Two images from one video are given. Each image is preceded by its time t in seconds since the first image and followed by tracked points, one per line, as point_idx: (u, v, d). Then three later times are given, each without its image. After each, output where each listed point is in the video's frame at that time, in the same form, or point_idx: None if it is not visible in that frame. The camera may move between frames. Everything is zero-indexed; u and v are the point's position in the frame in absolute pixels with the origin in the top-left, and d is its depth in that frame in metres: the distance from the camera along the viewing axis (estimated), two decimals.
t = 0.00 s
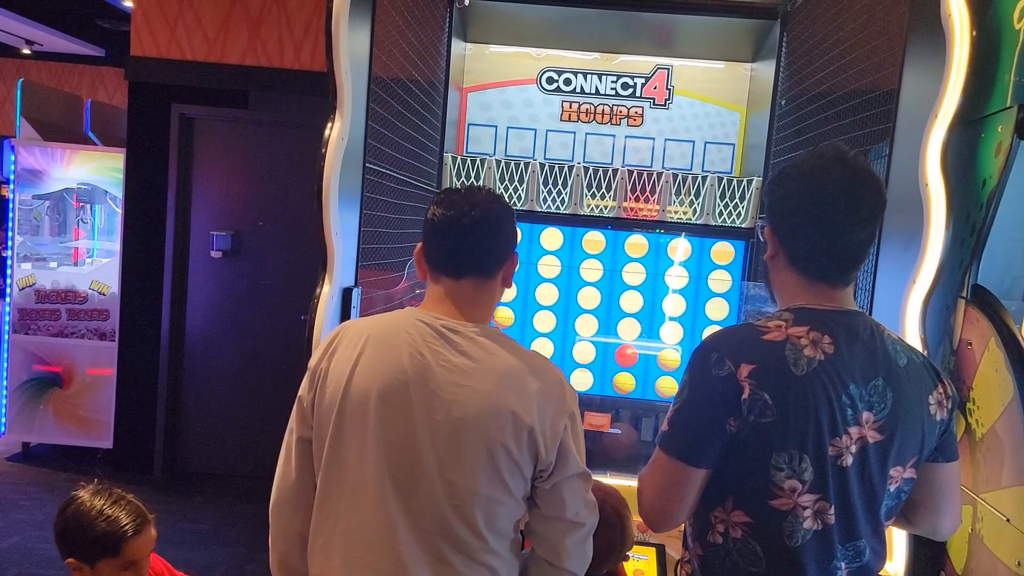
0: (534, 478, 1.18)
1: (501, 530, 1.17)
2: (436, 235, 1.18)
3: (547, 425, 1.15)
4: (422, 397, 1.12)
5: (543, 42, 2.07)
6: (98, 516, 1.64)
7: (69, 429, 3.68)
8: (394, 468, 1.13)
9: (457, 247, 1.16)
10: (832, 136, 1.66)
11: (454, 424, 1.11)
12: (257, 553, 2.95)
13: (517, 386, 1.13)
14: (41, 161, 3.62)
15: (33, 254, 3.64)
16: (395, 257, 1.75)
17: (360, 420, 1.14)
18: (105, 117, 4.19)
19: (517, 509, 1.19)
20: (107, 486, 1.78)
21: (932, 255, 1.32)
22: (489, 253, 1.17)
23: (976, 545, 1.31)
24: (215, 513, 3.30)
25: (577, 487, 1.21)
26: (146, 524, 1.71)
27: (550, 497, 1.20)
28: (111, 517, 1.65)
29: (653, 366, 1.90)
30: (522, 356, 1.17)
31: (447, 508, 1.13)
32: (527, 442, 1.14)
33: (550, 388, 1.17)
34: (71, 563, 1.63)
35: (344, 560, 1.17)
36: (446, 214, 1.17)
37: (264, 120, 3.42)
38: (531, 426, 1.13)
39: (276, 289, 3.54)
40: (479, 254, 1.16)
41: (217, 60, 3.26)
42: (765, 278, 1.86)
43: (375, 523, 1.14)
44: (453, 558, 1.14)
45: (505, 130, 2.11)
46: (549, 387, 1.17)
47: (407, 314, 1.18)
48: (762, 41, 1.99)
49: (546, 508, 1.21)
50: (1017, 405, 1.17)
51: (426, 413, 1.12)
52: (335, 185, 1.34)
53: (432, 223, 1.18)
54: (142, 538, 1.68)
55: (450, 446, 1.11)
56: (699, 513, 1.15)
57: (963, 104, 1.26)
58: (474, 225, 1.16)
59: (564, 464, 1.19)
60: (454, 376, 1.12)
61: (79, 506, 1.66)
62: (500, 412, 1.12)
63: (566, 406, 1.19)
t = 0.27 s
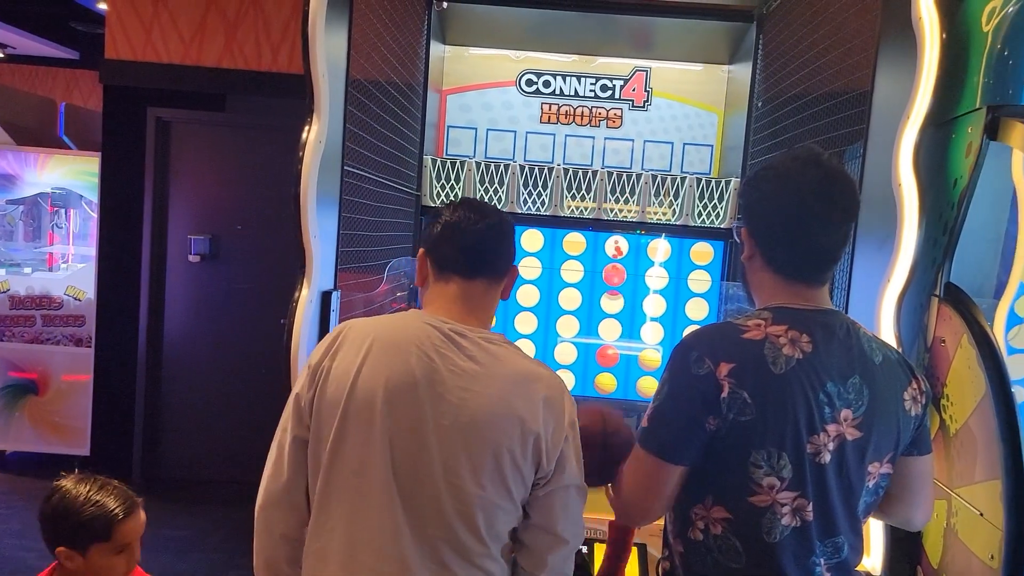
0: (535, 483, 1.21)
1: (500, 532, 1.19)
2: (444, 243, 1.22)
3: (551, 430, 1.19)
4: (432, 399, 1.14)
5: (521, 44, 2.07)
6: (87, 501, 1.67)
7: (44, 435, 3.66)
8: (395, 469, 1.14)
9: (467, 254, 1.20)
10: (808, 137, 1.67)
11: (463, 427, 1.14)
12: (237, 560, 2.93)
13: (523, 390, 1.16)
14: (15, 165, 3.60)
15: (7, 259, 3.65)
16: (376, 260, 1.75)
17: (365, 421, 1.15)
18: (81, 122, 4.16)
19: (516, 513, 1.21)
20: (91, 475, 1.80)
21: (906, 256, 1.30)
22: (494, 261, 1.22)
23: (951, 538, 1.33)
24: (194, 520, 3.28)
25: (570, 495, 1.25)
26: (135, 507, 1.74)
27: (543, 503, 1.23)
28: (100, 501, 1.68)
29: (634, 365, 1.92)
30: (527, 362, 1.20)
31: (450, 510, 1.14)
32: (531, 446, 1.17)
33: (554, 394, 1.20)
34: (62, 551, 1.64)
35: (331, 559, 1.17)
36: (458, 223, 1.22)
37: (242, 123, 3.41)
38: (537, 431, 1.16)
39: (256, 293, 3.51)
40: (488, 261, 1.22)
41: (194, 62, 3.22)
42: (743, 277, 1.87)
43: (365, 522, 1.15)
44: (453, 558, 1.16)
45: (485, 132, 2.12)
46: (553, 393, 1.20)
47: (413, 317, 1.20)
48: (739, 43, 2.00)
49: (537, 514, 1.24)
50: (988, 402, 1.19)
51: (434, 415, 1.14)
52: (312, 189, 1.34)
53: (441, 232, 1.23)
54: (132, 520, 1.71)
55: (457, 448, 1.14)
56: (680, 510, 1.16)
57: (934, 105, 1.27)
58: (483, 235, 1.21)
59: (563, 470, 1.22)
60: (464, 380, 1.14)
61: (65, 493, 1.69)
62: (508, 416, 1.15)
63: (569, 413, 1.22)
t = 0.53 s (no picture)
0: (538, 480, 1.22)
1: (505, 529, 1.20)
2: (441, 248, 1.23)
3: (554, 426, 1.20)
4: (438, 395, 1.14)
5: (516, 45, 2.08)
6: (90, 524, 1.43)
7: (37, 436, 3.65)
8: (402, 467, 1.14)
9: (464, 259, 1.21)
10: (803, 137, 1.68)
11: (469, 422, 1.14)
12: (232, 561, 2.93)
13: (528, 386, 1.18)
14: (7, 166, 3.59)
15: None
16: (371, 260, 1.75)
17: (371, 418, 1.15)
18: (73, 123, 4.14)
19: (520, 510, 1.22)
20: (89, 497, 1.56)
21: (902, 255, 1.32)
22: (491, 266, 1.23)
23: (946, 536, 1.34)
24: (188, 521, 3.27)
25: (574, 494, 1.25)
26: (145, 524, 1.51)
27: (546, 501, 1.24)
28: (105, 522, 1.45)
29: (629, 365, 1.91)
30: (529, 359, 1.21)
31: (456, 507, 1.15)
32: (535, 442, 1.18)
33: (557, 391, 1.22)
34: None
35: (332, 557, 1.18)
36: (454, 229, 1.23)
37: (236, 123, 3.40)
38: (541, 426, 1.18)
39: (251, 294, 3.51)
40: (485, 265, 1.22)
41: (188, 62, 3.21)
42: (738, 277, 1.85)
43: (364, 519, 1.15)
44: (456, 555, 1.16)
45: (479, 133, 2.12)
46: (555, 389, 1.21)
47: (418, 314, 1.20)
48: (732, 43, 2.01)
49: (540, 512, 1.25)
50: (984, 402, 1.20)
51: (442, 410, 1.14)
52: (309, 189, 1.34)
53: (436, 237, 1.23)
54: (143, 539, 1.48)
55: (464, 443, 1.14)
56: (679, 505, 1.17)
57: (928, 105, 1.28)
58: (481, 239, 1.22)
59: (566, 468, 1.24)
60: (472, 375, 1.15)
61: (63, 519, 1.44)
62: (514, 411, 1.16)
63: (571, 409, 1.23)
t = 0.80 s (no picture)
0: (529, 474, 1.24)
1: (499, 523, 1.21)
2: (428, 249, 1.24)
3: (544, 420, 1.22)
4: (433, 390, 1.15)
5: (514, 46, 2.08)
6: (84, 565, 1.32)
7: (35, 437, 3.64)
8: (401, 462, 1.15)
9: (451, 258, 1.23)
10: (801, 137, 1.68)
11: (464, 416, 1.15)
12: (230, 562, 2.92)
13: (518, 380, 1.20)
14: (5, 166, 3.58)
15: None
16: (370, 260, 1.75)
17: (367, 414, 1.15)
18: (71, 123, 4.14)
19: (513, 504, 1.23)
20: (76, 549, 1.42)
21: (902, 256, 1.31)
22: (478, 267, 1.25)
23: (947, 535, 1.34)
24: (186, 522, 3.26)
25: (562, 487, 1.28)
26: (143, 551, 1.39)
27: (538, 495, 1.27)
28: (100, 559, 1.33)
29: (627, 365, 1.90)
30: (516, 355, 1.23)
31: (453, 501, 1.15)
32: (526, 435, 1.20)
33: (545, 386, 1.24)
34: None
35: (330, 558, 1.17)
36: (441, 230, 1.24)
37: (235, 124, 3.40)
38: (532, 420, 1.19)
39: (249, 295, 3.50)
40: (473, 264, 1.24)
41: (186, 63, 3.22)
42: (737, 276, 1.86)
43: (363, 517, 1.15)
44: (453, 550, 1.17)
45: (477, 133, 2.12)
46: (544, 385, 1.23)
47: (409, 313, 1.21)
48: (730, 44, 2.01)
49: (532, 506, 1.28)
50: (984, 400, 1.21)
51: (438, 405, 1.14)
52: (309, 189, 1.34)
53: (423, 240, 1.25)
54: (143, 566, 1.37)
55: (461, 437, 1.15)
56: (682, 503, 1.16)
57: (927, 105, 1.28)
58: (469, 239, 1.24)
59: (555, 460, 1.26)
60: (465, 370, 1.16)
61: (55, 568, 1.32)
62: (507, 405, 1.17)
63: (558, 404, 1.25)
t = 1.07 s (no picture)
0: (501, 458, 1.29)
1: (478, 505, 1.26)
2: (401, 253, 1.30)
3: (513, 407, 1.27)
4: (415, 378, 1.18)
5: (511, 46, 2.08)
6: None
7: (32, 439, 3.63)
8: (388, 449, 1.17)
9: (424, 264, 1.28)
10: (798, 137, 1.69)
11: (446, 402, 1.19)
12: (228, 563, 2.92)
13: (490, 369, 1.25)
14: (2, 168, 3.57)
15: None
16: (367, 260, 1.75)
17: (351, 402, 1.17)
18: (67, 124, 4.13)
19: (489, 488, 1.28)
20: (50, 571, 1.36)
21: (898, 254, 1.33)
22: (451, 269, 1.29)
23: (945, 533, 1.34)
24: (185, 523, 3.26)
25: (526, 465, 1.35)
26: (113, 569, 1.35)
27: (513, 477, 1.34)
28: None
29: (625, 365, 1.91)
30: (485, 347, 1.28)
31: (436, 484, 1.19)
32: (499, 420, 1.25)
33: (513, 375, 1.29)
34: None
35: (317, 551, 1.20)
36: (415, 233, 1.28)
37: (232, 125, 3.40)
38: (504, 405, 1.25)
39: (247, 297, 3.50)
40: (446, 267, 1.29)
41: (182, 64, 3.22)
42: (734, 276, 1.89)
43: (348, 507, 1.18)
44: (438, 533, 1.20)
45: (474, 134, 2.12)
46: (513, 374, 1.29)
47: (383, 310, 1.25)
48: (727, 45, 2.01)
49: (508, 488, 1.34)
50: (983, 399, 1.21)
51: (419, 393, 1.18)
52: (307, 190, 1.34)
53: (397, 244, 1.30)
54: None
55: (444, 422, 1.19)
56: (685, 499, 1.15)
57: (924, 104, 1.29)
58: (442, 244, 1.27)
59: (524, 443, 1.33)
60: (442, 358, 1.21)
61: None
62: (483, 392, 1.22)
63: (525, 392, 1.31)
